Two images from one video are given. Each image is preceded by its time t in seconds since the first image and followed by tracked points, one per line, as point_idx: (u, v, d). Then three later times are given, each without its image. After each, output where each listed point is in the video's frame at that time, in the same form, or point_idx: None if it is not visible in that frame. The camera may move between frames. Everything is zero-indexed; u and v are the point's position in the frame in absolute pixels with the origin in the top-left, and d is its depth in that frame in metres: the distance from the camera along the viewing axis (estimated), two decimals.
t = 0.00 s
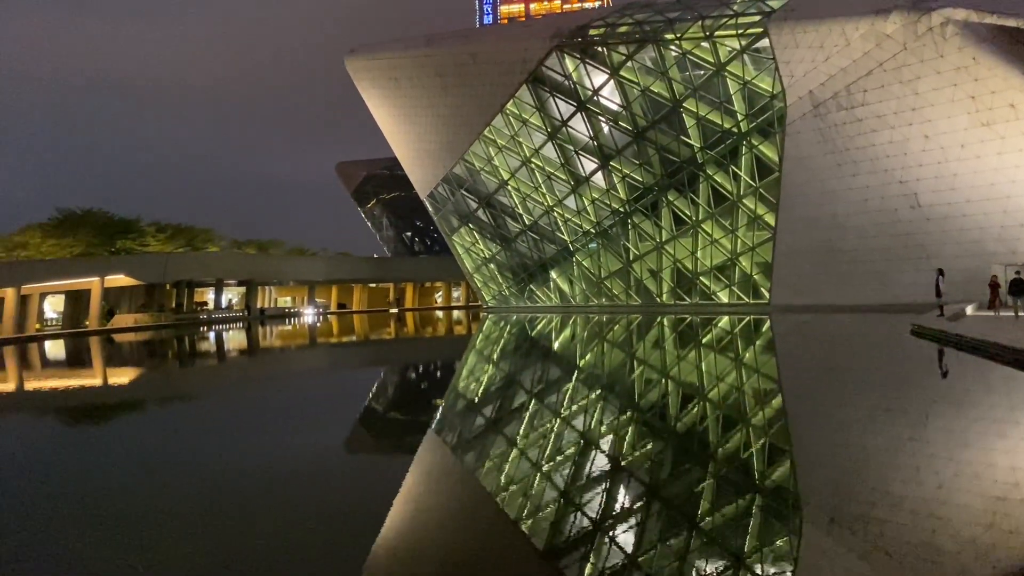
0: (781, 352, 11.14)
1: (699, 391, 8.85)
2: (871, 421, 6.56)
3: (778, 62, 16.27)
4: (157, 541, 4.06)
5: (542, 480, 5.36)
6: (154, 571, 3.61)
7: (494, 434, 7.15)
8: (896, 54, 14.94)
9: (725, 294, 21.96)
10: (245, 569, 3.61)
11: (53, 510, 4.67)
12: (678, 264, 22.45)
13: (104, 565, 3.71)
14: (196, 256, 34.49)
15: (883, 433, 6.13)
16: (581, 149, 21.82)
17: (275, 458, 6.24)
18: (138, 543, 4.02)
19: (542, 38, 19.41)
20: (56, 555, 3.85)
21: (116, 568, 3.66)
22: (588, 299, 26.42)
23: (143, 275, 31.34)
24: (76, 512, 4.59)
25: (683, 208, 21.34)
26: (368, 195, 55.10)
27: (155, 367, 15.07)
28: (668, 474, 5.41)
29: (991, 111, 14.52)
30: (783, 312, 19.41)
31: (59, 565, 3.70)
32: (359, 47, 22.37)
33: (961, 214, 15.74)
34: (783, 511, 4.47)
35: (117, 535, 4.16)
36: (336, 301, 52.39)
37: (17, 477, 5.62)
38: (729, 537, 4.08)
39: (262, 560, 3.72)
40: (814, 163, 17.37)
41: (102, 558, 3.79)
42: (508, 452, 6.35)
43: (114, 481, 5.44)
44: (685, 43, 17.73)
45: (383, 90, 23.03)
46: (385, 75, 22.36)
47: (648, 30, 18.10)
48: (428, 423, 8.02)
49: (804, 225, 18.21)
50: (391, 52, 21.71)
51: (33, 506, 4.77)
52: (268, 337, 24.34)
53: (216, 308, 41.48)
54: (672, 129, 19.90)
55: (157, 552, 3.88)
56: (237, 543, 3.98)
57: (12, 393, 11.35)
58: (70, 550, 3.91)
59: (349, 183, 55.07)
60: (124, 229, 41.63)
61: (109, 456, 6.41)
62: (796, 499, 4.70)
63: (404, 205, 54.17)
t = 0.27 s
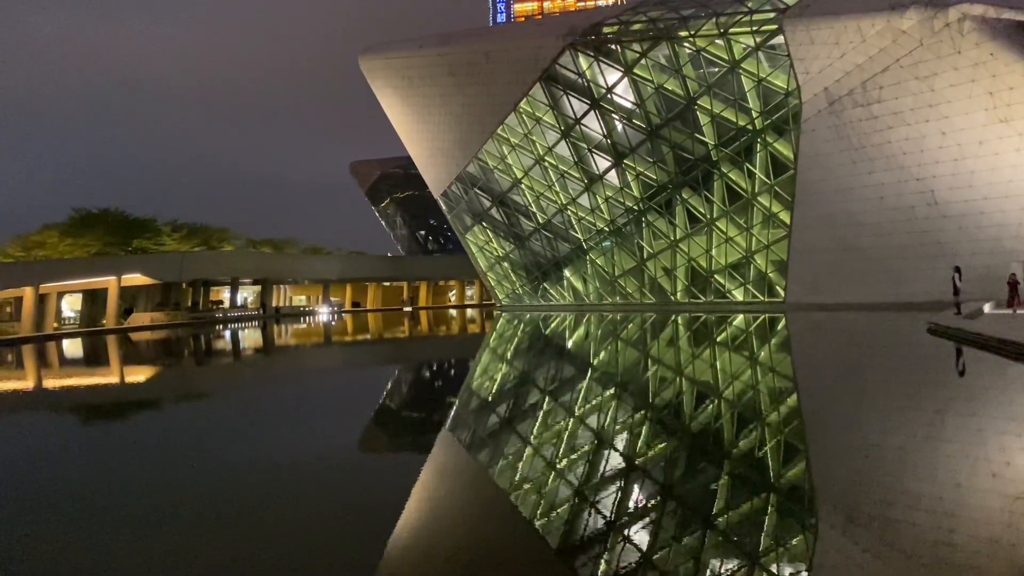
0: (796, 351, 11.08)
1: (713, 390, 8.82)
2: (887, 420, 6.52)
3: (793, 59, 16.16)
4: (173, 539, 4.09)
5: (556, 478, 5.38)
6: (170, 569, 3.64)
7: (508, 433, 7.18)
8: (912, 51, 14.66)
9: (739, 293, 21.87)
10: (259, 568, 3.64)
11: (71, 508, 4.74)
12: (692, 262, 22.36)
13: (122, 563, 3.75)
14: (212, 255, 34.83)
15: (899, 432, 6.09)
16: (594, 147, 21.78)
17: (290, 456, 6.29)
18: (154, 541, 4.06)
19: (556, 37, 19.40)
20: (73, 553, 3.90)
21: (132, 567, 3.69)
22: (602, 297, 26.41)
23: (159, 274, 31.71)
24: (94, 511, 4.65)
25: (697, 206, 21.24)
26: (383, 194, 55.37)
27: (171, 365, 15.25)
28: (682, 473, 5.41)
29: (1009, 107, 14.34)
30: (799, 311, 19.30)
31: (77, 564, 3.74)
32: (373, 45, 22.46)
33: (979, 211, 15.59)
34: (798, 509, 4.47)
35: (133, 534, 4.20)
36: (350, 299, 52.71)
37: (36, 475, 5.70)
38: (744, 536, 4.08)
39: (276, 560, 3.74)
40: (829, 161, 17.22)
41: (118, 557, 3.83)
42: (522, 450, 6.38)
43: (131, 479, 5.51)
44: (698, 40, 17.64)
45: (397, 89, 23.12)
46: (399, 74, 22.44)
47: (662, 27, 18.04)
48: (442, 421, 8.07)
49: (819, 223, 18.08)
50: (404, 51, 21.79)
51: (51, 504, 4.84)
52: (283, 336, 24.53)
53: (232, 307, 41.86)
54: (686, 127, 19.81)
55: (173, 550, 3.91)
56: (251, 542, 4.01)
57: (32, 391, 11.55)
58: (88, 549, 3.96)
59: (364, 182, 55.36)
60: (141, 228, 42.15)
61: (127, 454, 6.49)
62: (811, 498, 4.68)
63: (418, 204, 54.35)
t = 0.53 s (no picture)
0: (813, 349, 11.00)
1: (729, 389, 8.79)
2: (905, 419, 6.47)
3: (809, 56, 16.09)
4: (189, 538, 4.13)
5: (571, 477, 5.40)
6: (186, 569, 3.67)
7: (522, 432, 7.20)
8: (930, 47, 14.62)
9: (755, 292, 21.74)
10: (274, 568, 3.66)
11: (89, 507, 4.79)
12: (707, 261, 22.26)
13: (139, 562, 3.78)
14: (228, 255, 35.14)
15: (917, 431, 6.04)
16: (608, 146, 21.75)
17: (307, 455, 6.34)
18: (170, 540, 4.10)
19: (570, 35, 19.37)
20: (91, 552, 3.94)
21: (148, 566, 3.73)
22: (616, 296, 26.35)
23: (176, 274, 32.03)
24: (111, 510, 4.70)
25: (712, 205, 21.14)
26: (397, 193, 55.56)
27: (188, 364, 15.41)
28: (697, 472, 5.41)
29: None
30: (815, 310, 19.15)
31: (95, 562, 3.78)
32: (387, 45, 22.55)
33: (998, 209, 15.36)
34: (814, 509, 4.46)
35: (150, 533, 4.24)
36: (365, 298, 52.96)
37: (55, 474, 5.78)
38: (760, 536, 4.08)
39: (290, 560, 3.76)
40: (846, 158, 17.07)
41: (135, 556, 3.87)
42: (537, 449, 6.40)
43: (148, 478, 5.56)
44: (713, 38, 17.55)
45: (411, 89, 23.21)
46: (412, 73, 22.52)
47: (676, 25, 17.95)
48: (456, 420, 8.11)
49: (836, 221, 17.93)
50: (418, 51, 21.87)
51: (69, 503, 4.89)
52: (298, 335, 24.70)
53: (247, 306, 42.20)
54: (701, 125, 19.72)
55: (188, 550, 3.94)
56: (266, 542, 4.03)
57: (51, 390, 11.72)
58: (105, 548, 4.00)
59: (378, 182, 55.58)
60: (158, 228, 42.60)
61: (143, 452, 6.56)
62: (828, 498, 4.66)
63: (432, 203, 54.49)
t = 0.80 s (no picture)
0: (829, 349, 10.94)
1: (745, 389, 8.75)
2: (923, 419, 6.43)
3: (824, 54, 15.97)
4: (205, 537, 4.18)
5: (586, 476, 5.42)
6: (202, 567, 3.72)
7: (537, 431, 7.21)
8: (948, 44, 14.37)
9: (771, 291, 21.59)
10: (291, 565, 3.70)
11: (107, 505, 4.86)
12: (723, 260, 22.15)
13: (156, 561, 3.83)
14: (245, 255, 35.45)
15: (935, 431, 6.00)
16: (623, 145, 21.69)
17: (323, 454, 6.41)
18: (189, 538, 4.16)
19: (585, 33, 19.33)
20: (109, 550, 4.00)
21: (164, 564, 3.78)
22: (631, 296, 26.28)
23: (193, 273, 32.36)
24: (128, 509, 4.76)
25: (728, 204, 21.04)
26: (412, 193, 55.76)
27: (205, 363, 15.57)
28: (713, 472, 5.41)
29: None
30: (832, 309, 19.00)
31: (113, 561, 3.83)
32: (402, 45, 22.64)
33: (1017, 207, 15.23)
34: (831, 509, 4.44)
35: (166, 532, 4.28)
36: (380, 298, 53.22)
37: (75, 472, 5.88)
38: (776, 536, 4.07)
39: (304, 560, 3.78)
40: (863, 156, 16.90)
41: (152, 555, 3.91)
42: (551, 448, 6.42)
43: (167, 476, 5.65)
44: (729, 36, 17.45)
45: (426, 88, 23.29)
46: (427, 73, 22.60)
47: (691, 23, 17.85)
48: (471, 419, 8.15)
49: (854, 220, 17.77)
50: (433, 51, 21.96)
51: (86, 502, 4.96)
52: (314, 334, 24.88)
53: (263, 305, 42.54)
54: (717, 123, 19.62)
55: (203, 549, 3.98)
56: (280, 542, 4.06)
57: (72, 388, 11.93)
58: (122, 546, 4.05)
59: (393, 181, 55.81)
60: (175, 228, 43.05)
61: (161, 451, 6.65)
62: (845, 499, 4.64)
63: (447, 203, 54.61)
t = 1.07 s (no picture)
0: (847, 349, 10.86)
1: (762, 389, 8.72)
2: (942, 419, 6.38)
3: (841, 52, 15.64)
4: (222, 535, 4.23)
5: (601, 476, 5.44)
6: (219, 566, 3.77)
7: (553, 431, 7.24)
8: (968, 42, 14.19)
9: (789, 290, 21.43)
10: (310, 564, 3.75)
11: (127, 503, 4.94)
12: (740, 259, 22.02)
13: (176, 558, 3.89)
14: (262, 255, 35.74)
15: (955, 432, 5.95)
16: (639, 144, 21.63)
17: (340, 452, 6.47)
18: (208, 536, 4.22)
19: (601, 33, 19.28)
20: (128, 548, 4.06)
21: (182, 562, 3.84)
22: (648, 295, 26.21)
23: (210, 273, 32.73)
24: (147, 507, 4.83)
25: (745, 203, 20.92)
26: (428, 193, 55.93)
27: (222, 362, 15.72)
28: (730, 472, 5.40)
29: None
30: (851, 309, 18.83)
31: (132, 558, 3.90)
32: (418, 46, 22.71)
33: None
34: (849, 510, 4.43)
35: (184, 530, 4.35)
36: (396, 297, 53.44)
37: (96, 470, 5.99)
38: (794, 536, 4.07)
39: (320, 559, 3.82)
40: (882, 155, 16.73)
41: (171, 552, 3.97)
42: (567, 448, 6.44)
43: (187, 475, 5.73)
44: (746, 34, 17.32)
45: (441, 89, 23.34)
46: (443, 74, 22.65)
47: (708, 21, 17.71)
48: (487, 419, 8.18)
49: (872, 219, 17.59)
50: (449, 51, 22.03)
51: (106, 500, 5.04)
52: (331, 333, 25.06)
53: (280, 305, 42.86)
54: (734, 122, 19.50)
55: (221, 547, 4.04)
56: (296, 541, 4.10)
57: (92, 387, 12.14)
58: (142, 544, 4.12)
59: (409, 181, 56.00)
60: (194, 228, 43.51)
61: (180, 450, 6.74)
62: (863, 500, 4.61)
63: (463, 203, 54.73)
